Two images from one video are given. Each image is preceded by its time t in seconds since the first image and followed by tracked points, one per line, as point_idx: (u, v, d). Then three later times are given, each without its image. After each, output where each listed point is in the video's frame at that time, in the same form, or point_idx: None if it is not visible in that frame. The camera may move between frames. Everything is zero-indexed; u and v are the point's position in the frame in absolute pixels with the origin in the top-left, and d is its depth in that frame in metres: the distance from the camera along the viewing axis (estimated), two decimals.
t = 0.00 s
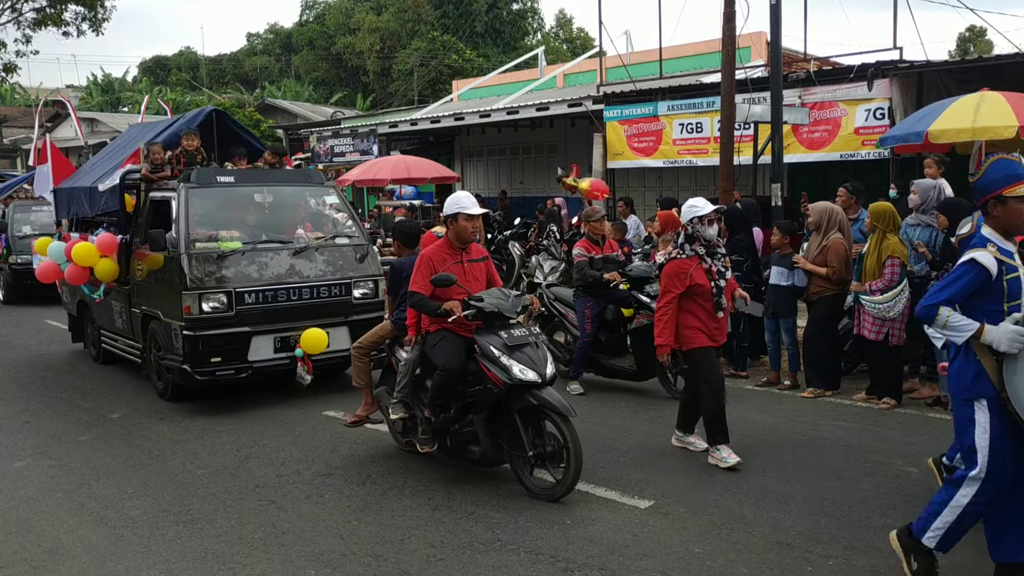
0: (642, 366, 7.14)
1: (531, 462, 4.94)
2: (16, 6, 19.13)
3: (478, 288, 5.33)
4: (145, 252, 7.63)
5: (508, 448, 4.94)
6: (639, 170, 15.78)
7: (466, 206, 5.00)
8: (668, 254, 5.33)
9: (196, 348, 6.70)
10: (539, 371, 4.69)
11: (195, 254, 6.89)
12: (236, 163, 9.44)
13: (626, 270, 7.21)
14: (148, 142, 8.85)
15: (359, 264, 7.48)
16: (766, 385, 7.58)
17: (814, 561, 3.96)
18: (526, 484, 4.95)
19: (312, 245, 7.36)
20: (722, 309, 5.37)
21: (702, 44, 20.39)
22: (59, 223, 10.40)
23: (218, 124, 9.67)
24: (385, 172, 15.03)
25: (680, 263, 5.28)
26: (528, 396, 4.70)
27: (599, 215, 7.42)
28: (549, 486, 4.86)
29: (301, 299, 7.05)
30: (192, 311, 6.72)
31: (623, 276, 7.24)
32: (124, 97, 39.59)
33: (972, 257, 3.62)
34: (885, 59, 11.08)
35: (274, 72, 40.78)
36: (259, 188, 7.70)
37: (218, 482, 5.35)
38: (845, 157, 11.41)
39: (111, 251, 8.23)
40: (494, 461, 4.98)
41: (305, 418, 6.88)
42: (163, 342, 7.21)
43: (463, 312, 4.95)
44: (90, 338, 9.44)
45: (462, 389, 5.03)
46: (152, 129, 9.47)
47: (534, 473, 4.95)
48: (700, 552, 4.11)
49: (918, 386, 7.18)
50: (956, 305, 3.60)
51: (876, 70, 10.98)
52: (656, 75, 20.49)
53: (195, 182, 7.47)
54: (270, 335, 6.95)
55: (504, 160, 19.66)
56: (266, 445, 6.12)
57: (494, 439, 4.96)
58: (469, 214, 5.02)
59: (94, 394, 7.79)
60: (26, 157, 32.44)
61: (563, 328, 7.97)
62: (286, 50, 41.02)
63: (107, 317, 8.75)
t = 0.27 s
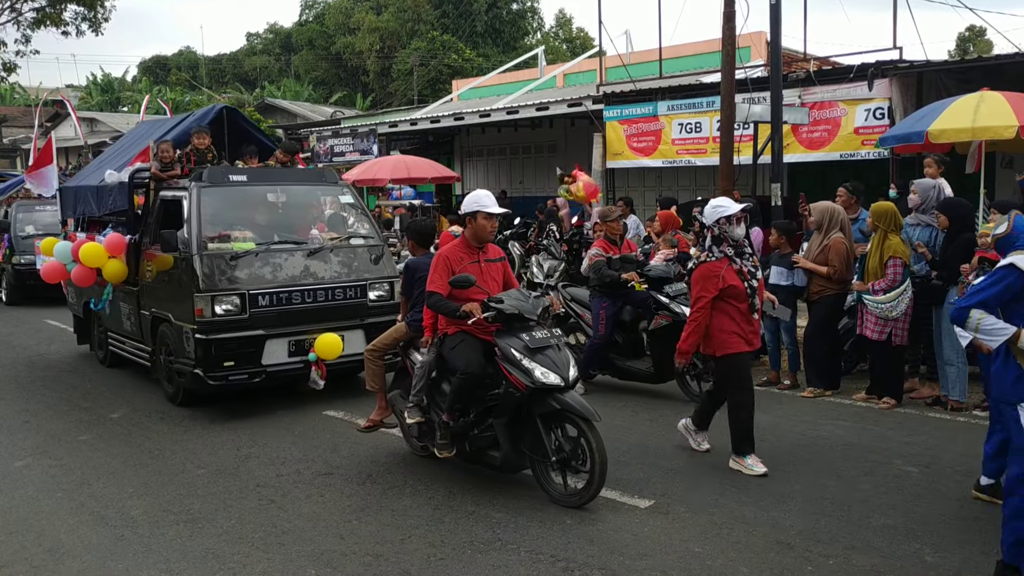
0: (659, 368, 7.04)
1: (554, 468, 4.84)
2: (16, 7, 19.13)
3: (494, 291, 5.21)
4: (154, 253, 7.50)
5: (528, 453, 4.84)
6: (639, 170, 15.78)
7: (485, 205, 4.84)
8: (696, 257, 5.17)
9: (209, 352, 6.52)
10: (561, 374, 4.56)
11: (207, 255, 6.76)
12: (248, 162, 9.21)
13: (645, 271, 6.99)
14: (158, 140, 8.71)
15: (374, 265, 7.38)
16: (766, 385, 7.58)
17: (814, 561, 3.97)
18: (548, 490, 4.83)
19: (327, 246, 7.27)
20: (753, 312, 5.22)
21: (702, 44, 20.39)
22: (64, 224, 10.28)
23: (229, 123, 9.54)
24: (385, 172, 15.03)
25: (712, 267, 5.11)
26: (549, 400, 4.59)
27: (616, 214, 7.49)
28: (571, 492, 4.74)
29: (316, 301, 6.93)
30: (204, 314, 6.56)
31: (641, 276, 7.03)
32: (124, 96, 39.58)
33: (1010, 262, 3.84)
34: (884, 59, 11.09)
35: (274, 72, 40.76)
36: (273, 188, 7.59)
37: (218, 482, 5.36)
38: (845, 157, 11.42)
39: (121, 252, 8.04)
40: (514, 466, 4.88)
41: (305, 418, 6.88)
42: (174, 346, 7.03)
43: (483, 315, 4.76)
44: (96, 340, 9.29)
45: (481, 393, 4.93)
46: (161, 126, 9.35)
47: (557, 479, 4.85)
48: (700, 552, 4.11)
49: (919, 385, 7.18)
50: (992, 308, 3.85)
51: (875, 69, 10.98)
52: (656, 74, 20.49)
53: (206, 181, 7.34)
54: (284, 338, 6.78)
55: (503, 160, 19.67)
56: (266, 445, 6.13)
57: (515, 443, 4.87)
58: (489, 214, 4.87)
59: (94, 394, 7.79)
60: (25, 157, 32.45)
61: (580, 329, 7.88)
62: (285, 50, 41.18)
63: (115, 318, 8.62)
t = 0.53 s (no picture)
0: (677, 371, 6.93)
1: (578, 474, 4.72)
2: (15, 7, 19.13)
3: (514, 291, 5.11)
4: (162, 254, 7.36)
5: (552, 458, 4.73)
6: (639, 169, 15.78)
7: (500, 204, 4.80)
8: (726, 257, 5.09)
9: (223, 357, 6.37)
10: (588, 379, 4.49)
11: (221, 256, 6.55)
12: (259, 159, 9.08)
13: (665, 270, 6.93)
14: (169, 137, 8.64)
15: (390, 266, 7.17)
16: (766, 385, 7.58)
17: (814, 561, 3.97)
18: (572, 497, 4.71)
19: (342, 247, 7.05)
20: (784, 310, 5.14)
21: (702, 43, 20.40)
22: (69, 224, 10.23)
23: (240, 120, 9.44)
24: (385, 172, 15.03)
25: (744, 264, 5.04)
26: (576, 404, 4.50)
27: (637, 214, 7.12)
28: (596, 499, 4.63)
29: (331, 304, 6.75)
30: (218, 317, 6.38)
31: (660, 275, 6.97)
32: (123, 96, 39.55)
33: None
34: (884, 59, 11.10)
35: (274, 72, 40.74)
36: (286, 186, 7.32)
37: (218, 482, 5.35)
38: (844, 157, 11.42)
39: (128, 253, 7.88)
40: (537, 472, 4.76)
41: (304, 417, 6.88)
42: (185, 350, 6.87)
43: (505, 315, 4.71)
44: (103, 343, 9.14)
45: (503, 397, 4.83)
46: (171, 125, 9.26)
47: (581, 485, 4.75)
48: (700, 552, 4.11)
49: (919, 385, 7.18)
50: None
51: (875, 69, 10.99)
52: (656, 74, 20.50)
53: (218, 179, 7.09)
54: (300, 342, 6.61)
55: (503, 159, 19.67)
56: (266, 445, 6.12)
57: (538, 449, 4.75)
58: (504, 214, 4.84)
59: (94, 394, 7.79)
60: (25, 157, 32.43)
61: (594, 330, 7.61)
62: (285, 50, 41.19)
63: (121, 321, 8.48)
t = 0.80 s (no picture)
0: (697, 374, 6.87)
1: (611, 481, 4.59)
2: (15, 6, 19.13)
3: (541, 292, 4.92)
4: (173, 254, 7.23)
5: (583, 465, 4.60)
6: (639, 169, 15.77)
7: (529, 204, 4.61)
8: (763, 259, 4.92)
9: (238, 361, 6.22)
10: (622, 383, 4.36)
11: (235, 257, 6.41)
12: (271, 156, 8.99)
13: (686, 270, 6.79)
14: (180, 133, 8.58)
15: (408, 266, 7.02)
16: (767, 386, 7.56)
17: (814, 561, 3.96)
18: (603, 505, 4.58)
19: (359, 248, 6.91)
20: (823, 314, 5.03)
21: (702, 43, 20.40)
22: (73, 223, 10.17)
23: (251, 116, 9.37)
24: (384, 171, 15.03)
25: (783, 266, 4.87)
26: (608, 409, 4.37)
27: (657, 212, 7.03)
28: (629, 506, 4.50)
29: (349, 306, 6.60)
30: (232, 320, 6.23)
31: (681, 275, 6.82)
32: (123, 95, 39.52)
33: None
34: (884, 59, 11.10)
35: (274, 71, 40.72)
36: (301, 185, 7.20)
37: (217, 481, 5.35)
38: (844, 156, 11.41)
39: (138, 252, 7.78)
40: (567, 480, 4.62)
41: (304, 417, 6.87)
42: (196, 353, 6.70)
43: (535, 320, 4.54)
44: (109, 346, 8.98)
45: (530, 402, 4.69)
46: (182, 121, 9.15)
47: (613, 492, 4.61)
48: (701, 551, 4.11)
49: (919, 385, 7.18)
50: None
51: (875, 69, 10.98)
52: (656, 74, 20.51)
53: (232, 179, 6.96)
54: (316, 345, 6.47)
55: (503, 159, 19.67)
56: (266, 444, 6.12)
57: (568, 455, 4.62)
58: (532, 214, 4.65)
59: (94, 394, 7.78)
60: (25, 156, 32.41)
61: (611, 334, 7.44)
62: (285, 49, 41.17)
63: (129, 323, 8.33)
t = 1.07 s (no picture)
0: (718, 376, 6.85)
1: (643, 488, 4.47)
2: (15, 6, 19.11)
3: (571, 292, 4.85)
4: (184, 255, 7.13)
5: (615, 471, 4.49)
6: (639, 169, 15.77)
7: (563, 201, 4.53)
8: (809, 255, 4.84)
9: (255, 366, 6.10)
10: (657, 388, 4.26)
11: (253, 258, 6.29)
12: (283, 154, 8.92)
13: (706, 271, 6.76)
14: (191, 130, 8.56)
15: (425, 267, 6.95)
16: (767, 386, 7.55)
17: (814, 561, 3.96)
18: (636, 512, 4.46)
19: (377, 248, 6.84)
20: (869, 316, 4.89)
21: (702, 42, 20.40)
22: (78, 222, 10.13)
23: (263, 114, 9.34)
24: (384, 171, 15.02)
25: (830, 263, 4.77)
26: (643, 414, 4.27)
27: (674, 213, 6.98)
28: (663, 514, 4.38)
29: (368, 308, 6.53)
30: (249, 322, 6.12)
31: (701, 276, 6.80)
32: (123, 95, 39.48)
33: None
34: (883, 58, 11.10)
35: (273, 70, 40.70)
36: (318, 184, 7.12)
37: (217, 481, 5.35)
38: (844, 155, 11.40)
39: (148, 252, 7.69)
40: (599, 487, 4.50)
41: (304, 417, 6.87)
42: (210, 357, 6.58)
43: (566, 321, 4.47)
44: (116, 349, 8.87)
45: (559, 406, 4.63)
46: (194, 118, 9.06)
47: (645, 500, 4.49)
48: (701, 551, 4.10)
49: (919, 384, 7.15)
50: None
51: (874, 69, 10.98)
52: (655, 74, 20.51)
53: (248, 177, 6.84)
54: (334, 349, 6.38)
55: (503, 158, 19.66)
56: (266, 444, 6.11)
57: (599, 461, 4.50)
58: (565, 210, 4.56)
59: (93, 394, 7.77)
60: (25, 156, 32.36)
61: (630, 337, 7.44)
62: (285, 49, 41.14)
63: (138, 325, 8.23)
